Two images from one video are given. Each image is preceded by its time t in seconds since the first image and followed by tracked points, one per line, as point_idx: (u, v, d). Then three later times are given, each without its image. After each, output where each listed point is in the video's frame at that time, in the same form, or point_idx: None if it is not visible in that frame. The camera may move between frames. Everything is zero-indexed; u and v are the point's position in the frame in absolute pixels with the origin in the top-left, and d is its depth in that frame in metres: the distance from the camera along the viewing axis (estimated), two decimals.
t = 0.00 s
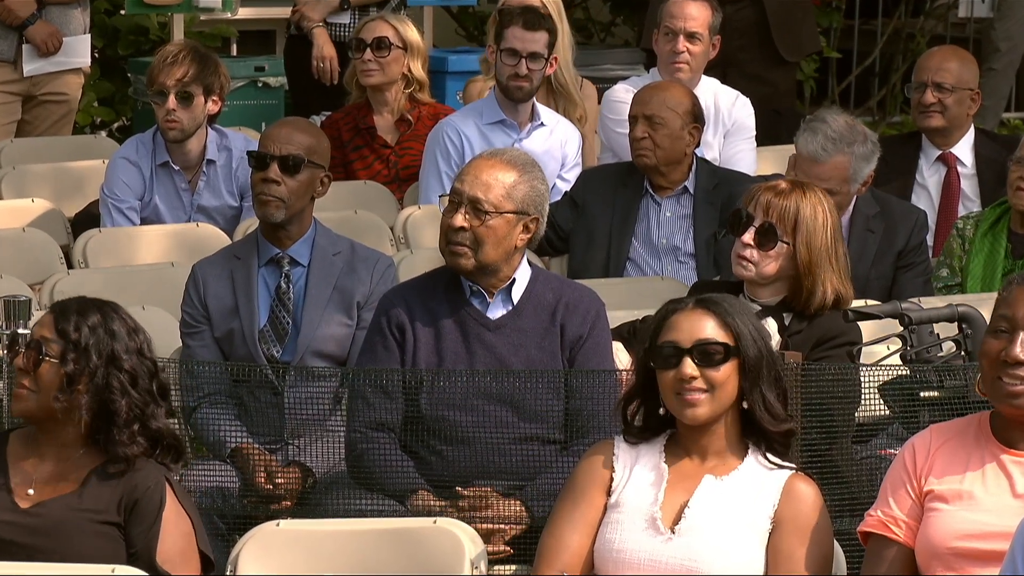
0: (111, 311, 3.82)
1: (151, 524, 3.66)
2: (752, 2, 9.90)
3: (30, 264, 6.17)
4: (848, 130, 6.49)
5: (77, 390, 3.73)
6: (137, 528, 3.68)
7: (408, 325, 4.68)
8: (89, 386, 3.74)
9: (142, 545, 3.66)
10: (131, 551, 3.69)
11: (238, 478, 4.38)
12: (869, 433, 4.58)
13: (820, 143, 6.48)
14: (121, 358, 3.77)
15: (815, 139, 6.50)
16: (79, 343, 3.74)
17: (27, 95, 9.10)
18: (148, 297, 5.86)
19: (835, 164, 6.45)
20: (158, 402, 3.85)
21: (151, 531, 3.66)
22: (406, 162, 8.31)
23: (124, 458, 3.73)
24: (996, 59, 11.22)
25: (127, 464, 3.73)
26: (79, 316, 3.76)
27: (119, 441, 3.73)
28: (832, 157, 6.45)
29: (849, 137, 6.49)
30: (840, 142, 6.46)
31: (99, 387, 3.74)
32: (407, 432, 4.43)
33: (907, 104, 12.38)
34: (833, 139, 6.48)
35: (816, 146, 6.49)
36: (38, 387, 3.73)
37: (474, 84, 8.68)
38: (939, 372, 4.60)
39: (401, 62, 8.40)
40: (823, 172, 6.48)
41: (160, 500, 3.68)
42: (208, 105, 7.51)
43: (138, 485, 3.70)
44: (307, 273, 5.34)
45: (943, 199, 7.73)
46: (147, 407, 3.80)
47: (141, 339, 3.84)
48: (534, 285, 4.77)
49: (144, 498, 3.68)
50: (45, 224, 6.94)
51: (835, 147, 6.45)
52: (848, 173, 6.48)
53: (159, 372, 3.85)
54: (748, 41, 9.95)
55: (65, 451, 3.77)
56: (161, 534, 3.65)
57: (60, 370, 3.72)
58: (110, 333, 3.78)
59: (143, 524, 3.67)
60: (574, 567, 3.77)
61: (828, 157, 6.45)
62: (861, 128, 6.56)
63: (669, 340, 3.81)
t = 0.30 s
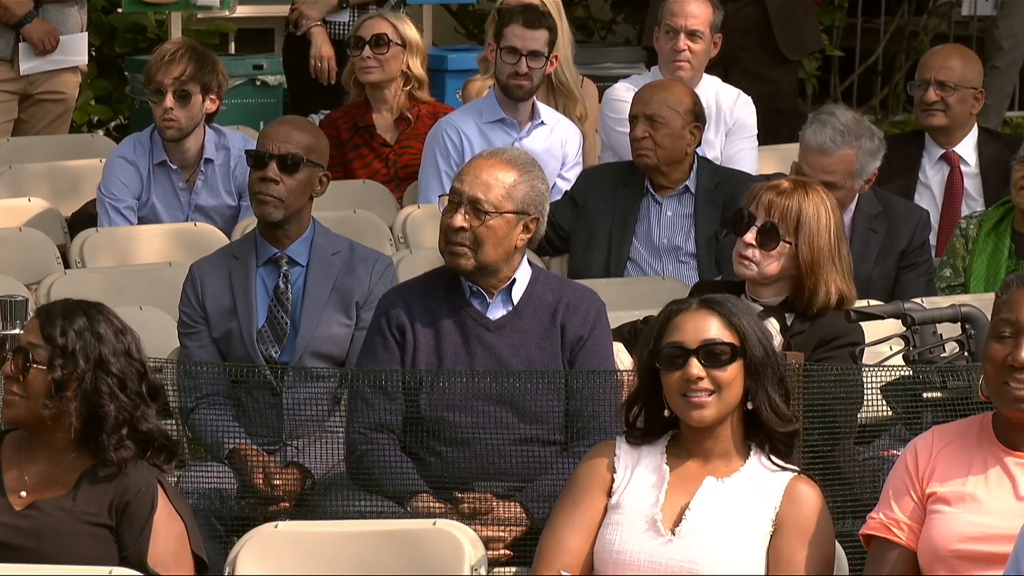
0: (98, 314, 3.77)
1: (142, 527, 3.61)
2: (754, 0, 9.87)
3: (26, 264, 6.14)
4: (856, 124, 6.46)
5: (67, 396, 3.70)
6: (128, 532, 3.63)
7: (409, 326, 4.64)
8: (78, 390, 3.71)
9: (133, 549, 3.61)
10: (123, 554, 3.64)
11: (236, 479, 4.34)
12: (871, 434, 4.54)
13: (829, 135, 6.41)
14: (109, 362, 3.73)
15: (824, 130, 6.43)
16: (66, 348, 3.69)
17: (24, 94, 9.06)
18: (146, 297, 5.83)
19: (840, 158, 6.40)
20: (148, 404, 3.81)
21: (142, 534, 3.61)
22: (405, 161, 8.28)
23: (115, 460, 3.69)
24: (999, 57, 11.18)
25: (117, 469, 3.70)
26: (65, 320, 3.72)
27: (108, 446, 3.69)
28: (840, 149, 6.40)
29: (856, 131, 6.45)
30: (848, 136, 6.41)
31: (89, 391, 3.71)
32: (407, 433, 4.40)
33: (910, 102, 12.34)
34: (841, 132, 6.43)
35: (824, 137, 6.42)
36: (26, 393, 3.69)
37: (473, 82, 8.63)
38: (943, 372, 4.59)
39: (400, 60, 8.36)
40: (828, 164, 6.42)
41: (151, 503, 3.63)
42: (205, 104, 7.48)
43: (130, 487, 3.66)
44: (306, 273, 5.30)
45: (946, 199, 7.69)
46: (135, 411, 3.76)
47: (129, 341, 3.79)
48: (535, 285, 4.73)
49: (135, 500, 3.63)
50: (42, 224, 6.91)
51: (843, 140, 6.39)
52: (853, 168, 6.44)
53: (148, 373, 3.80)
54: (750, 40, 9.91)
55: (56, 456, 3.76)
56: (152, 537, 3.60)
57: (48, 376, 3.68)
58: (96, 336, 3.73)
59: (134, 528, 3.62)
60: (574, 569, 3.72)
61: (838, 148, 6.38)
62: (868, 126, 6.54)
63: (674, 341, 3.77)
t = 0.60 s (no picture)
0: (107, 314, 3.76)
1: (147, 528, 3.61)
2: None
3: (23, 264, 6.11)
4: (862, 119, 6.53)
5: (76, 395, 3.68)
6: (134, 532, 3.63)
7: (408, 327, 4.61)
8: (87, 391, 3.69)
9: (138, 549, 3.61)
10: (128, 554, 3.65)
11: (234, 481, 4.31)
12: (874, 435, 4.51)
13: (836, 129, 6.48)
14: (119, 361, 3.72)
15: (831, 124, 6.50)
16: (78, 347, 3.67)
17: (21, 93, 9.04)
18: (143, 297, 5.80)
19: (847, 152, 6.43)
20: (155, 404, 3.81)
21: (147, 533, 3.60)
22: (404, 161, 8.26)
23: (122, 460, 3.68)
24: (1003, 56, 11.14)
25: (125, 469, 3.69)
26: (75, 319, 3.70)
27: (116, 446, 3.68)
28: (847, 143, 6.44)
29: (863, 125, 6.52)
30: (854, 129, 6.48)
31: (100, 391, 3.69)
32: (406, 435, 4.37)
33: (913, 101, 12.31)
34: (847, 125, 6.50)
35: (831, 131, 6.48)
36: (34, 393, 3.66)
37: (474, 82, 8.60)
38: (945, 373, 4.54)
39: (399, 59, 8.33)
40: (835, 158, 6.44)
41: (158, 503, 3.62)
42: (203, 103, 7.46)
43: (138, 486, 3.65)
44: (305, 273, 5.27)
45: (949, 198, 7.65)
46: (144, 411, 3.75)
47: (138, 341, 3.79)
48: (535, 286, 4.70)
49: (142, 501, 3.63)
50: (39, 223, 6.88)
51: (850, 134, 6.45)
52: (859, 163, 6.46)
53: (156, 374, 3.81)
54: (751, 39, 9.88)
55: (62, 456, 3.74)
56: (157, 537, 3.59)
57: (57, 375, 3.66)
58: (106, 336, 3.73)
59: (140, 528, 3.62)
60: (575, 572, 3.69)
61: (844, 142, 6.43)
62: (874, 122, 6.61)
63: (670, 341, 3.74)
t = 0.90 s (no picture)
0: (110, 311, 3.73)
1: (152, 529, 3.60)
2: None
3: (19, 264, 6.07)
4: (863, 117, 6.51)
5: (83, 395, 3.65)
6: (137, 533, 3.62)
7: (408, 327, 4.57)
8: (97, 383, 3.65)
9: (143, 550, 3.61)
10: (131, 555, 3.64)
11: (232, 482, 4.29)
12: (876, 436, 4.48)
13: (836, 128, 6.46)
14: (126, 360, 3.69)
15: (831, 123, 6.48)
16: (84, 344, 3.64)
17: (17, 92, 9.00)
18: (141, 297, 5.76)
19: (848, 151, 6.42)
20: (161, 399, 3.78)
21: (152, 534, 3.60)
22: (403, 159, 8.25)
23: (127, 457, 3.66)
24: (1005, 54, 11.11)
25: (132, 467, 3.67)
26: (80, 317, 3.67)
27: (126, 444, 3.66)
28: (847, 142, 6.43)
29: (863, 124, 6.49)
30: (855, 127, 6.46)
31: (110, 390, 3.67)
32: (406, 435, 4.34)
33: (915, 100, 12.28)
34: (848, 124, 6.47)
35: (831, 130, 6.46)
36: (41, 393, 3.63)
37: (474, 80, 8.57)
38: (948, 374, 4.52)
39: (398, 56, 8.29)
40: (837, 158, 6.43)
41: (163, 505, 3.62)
42: (202, 101, 7.42)
43: (142, 488, 3.64)
44: (303, 273, 5.24)
45: (952, 197, 7.65)
46: (154, 406, 3.72)
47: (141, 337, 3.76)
48: (535, 285, 4.67)
49: (147, 502, 3.62)
50: (36, 223, 6.84)
51: (850, 132, 6.44)
52: (860, 162, 6.44)
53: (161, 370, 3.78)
54: (753, 37, 9.84)
55: (66, 454, 3.71)
56: (163, 539, 3.59)
57: (65, 375, 3.63)
58: (113, 334, 3.69)
59: (144, 529, 3.61)
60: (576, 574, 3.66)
61: (845, 140, 6.42)
62: (876, 120, 6.58)
63: (671, 342, 3.71)
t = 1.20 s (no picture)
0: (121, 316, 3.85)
1: (151, 516, 3.67)
2: None
3: (15, 264, 6.03)
4: (860, 114, 6.43)
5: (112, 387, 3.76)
6: (136, 520, 3.69)
7: (407, 327, 4.54)
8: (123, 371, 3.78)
9: (143, 537, 3.67)
10: (131, 542, 3.69)
11: (230, 483, 4.26)
12: (879, 437, 4.44)
13: (834, 126, 6.38)
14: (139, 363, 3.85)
15: (829, 121, 6.41)
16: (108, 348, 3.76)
17: (13, 89, 8.98)
18: (138, 297, 5.73)
19: (846, 149, 6.33)
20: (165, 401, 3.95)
21: (151, 520, 3.67)
22: (403, 158, 8.21)
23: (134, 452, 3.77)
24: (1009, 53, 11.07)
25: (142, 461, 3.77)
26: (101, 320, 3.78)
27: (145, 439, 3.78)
28: (846, 140, 6.34)
29: (862, 122, 6.42)
30: (852, 126, 6.37)
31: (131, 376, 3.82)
32: (406, 436, 4.30)
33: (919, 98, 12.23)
34: (847, 121, 6.41)
35: (829, 127, 6.39)
36: (71, 394, 3.72)
37: (473, 78, 8.54)
38: (951, 374, 4.49)
39: (398, 55, 8.25)
40: (835, 155, 6.35)
41: (162, 492, 3.69)
42: (199, 100, 7.38)
43: (142, 475, 3.71)
44: (302, 273, 5.21)
45: (955, 197, 7.62)
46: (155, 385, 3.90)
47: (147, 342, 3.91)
48: (535, 285, 4.63)
49: (146, 489, 3.68)
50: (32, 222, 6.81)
51: (849, 131, 6.35)
52: (859, 160, 6.35)
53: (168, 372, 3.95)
54: (757, 35, 9.76)
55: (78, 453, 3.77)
56: (163, 525, 3.67)
57: (93, 376, 3.72)
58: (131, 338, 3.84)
59: (142, 517, 3.68)
60: None
61: (842, 139, 6.34)
62: (874, 118, 6.49)
63: (672, 342, 3.67)
